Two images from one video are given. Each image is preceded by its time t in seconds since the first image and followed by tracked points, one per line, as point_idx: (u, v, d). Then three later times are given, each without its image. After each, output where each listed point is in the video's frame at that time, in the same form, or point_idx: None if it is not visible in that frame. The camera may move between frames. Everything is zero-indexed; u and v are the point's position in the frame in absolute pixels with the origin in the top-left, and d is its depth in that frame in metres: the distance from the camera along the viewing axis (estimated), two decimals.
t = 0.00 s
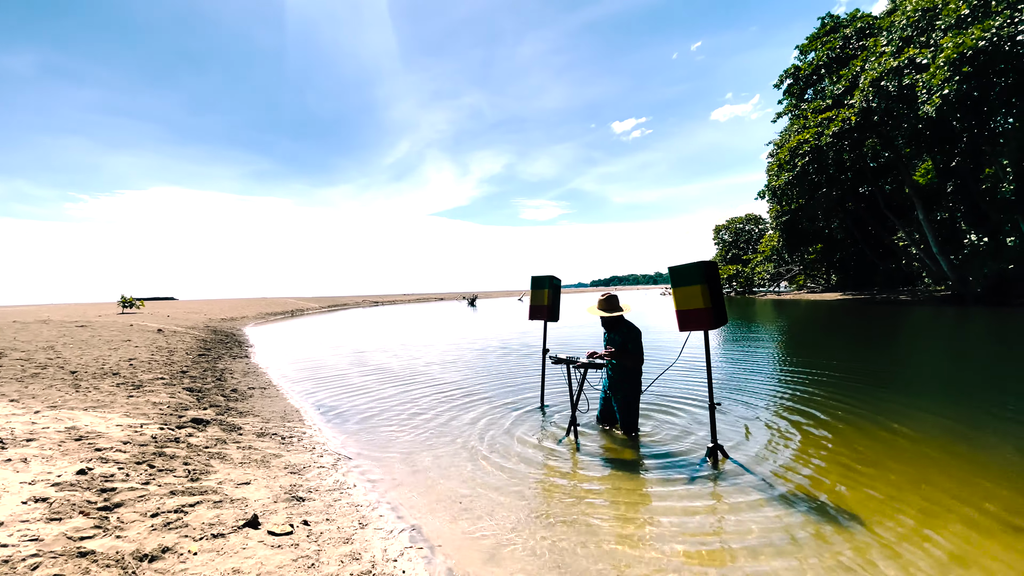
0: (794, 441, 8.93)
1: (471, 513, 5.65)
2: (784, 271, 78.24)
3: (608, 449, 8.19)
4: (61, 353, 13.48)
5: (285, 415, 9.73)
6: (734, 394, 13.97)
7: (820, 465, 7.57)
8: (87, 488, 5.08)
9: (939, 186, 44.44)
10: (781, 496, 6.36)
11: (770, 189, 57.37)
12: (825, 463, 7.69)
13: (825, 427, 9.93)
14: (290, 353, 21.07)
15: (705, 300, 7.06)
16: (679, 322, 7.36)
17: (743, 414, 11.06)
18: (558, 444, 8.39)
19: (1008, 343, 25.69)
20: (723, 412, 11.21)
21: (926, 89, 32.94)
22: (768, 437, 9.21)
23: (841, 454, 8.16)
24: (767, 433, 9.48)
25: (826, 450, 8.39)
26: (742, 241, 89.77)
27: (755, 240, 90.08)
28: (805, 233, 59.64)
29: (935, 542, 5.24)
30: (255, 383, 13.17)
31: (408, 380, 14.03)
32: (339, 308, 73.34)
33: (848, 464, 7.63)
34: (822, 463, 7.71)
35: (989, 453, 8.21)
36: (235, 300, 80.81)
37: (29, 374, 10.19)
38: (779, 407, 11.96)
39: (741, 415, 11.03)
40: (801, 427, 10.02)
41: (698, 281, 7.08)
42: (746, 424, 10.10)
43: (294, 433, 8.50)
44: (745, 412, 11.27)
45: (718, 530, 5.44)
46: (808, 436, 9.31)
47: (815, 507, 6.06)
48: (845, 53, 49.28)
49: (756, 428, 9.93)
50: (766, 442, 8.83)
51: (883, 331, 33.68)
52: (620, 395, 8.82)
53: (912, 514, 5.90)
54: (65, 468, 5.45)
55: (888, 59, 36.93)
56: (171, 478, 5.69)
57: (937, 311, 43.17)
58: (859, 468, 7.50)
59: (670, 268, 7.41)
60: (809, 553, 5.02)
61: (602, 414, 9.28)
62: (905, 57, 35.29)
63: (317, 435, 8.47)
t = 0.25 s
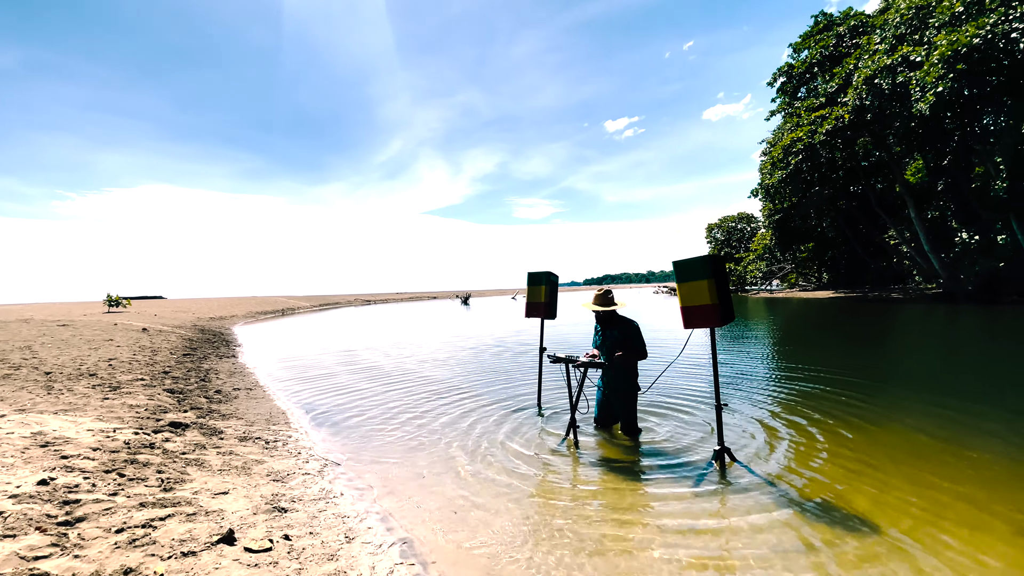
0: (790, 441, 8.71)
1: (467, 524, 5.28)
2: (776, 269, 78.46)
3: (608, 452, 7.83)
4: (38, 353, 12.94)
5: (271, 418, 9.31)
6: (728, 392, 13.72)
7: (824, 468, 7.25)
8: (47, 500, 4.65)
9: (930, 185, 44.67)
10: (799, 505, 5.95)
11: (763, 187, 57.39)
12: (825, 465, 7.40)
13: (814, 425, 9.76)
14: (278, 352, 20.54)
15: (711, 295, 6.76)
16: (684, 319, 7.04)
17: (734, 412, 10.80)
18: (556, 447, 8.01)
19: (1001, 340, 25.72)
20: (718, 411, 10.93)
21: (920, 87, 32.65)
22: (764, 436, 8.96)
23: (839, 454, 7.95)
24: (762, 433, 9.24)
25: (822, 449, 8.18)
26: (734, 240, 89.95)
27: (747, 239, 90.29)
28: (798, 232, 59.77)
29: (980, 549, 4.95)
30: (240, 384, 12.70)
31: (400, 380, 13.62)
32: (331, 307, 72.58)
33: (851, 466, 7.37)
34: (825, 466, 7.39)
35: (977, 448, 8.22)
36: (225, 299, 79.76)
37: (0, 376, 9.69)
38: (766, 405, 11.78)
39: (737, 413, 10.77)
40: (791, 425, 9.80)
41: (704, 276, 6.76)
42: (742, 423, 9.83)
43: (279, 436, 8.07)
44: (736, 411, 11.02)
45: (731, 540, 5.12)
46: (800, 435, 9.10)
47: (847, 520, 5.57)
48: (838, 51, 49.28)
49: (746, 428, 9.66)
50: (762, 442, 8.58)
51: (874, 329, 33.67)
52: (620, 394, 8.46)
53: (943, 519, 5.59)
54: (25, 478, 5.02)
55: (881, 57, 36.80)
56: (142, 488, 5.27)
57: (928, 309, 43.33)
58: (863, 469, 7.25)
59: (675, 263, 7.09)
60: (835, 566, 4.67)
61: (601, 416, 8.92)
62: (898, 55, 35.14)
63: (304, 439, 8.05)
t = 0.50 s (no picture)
0: (783, 437, 8.52)
1: (461, 535, 4.93)
2: (764, 265, 78.98)
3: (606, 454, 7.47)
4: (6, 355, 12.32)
5: (252, 421, 8.84)
6: (718, 388, 13.53)
7: (822, 467, 7.03)
8: None
9: (914, 182, 45.11)
10: (809, 507, 5.66)
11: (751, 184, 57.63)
12: (822, 462, 7.18)
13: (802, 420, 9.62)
14: (262, 352, 19.95)
15: (715, 289, 6.45)
16: (686, 314, 6.72)
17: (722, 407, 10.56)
18: (552, 449, 7.62)
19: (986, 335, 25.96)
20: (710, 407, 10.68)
21: (906, 84, 32.69)
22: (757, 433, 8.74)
23: (833, 450, 7.78)
24: (755, 430, 9.02)
25: (816, 446, 8.00)
26: (722, 237, 90.42)
27: (735, 236, 90.84)
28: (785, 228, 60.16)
29: (995, 548, 4.76)
30: (221, 385, 12.18)
31: (389, 379, 13.19)
32: (318, 306, 71.62)
33: (849, 463, 7.17)
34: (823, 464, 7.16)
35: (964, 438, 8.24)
36: (209, 298, 78.29)
37: None
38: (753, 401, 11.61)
39: (729, 410, 10.53)
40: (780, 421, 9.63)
41: (708, 269, 6.46)
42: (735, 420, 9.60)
43: (260, 441, 7.63)
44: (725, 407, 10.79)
45: (739, 546, 4.84)
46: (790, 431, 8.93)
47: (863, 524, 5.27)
48: (825, 48, 49.53)
49: (735, 425, 9.44)
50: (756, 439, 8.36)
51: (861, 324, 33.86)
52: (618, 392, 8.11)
53: (952, 517, 5.40)
54: None
55: (868, 54, 36.88)
56: (103, 503, 4.82)
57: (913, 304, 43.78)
58: (862, 466, 7.05)
59: (677, 256, 6.76)
60: (853, 574, 4.39)
61: (597, 415, 8.56)
62: (885, 52, 35.19)
63: (286, 444, 7.61)
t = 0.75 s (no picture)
0: (771, 431, 8.39)
1: (453, 548, 4.60)
2: (746, 261, 79.84)
3: (602, 454, 7.20)
4: None
5: (229, 425, 8.35)
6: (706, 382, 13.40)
7: (821, 460, 6.88)
8: None
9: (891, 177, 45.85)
10: (808, 505, 5.47)
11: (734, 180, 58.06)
12: (819, 455, 7.04)
13: (790, 413, 9.54)
14: (242, 352, 19.28)
15: (717, 283, 6.20)
16: (686, 309, 6.49)
17: (710, 402, 10.41)
18: (547, 450, 7.35)
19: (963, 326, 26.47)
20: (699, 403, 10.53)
21: (886, 80, 33.03)
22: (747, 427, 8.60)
23: (822, 443, 7.66)
24: (744, 423, 8.88)
25: (806, 439, 7.88)
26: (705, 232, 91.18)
27: (718, 232, 91.68)
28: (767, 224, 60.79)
29: (991, 542, 4.63)
30: (196, 387, 11.60)
31: (374, 379, 12.73)
32: (300, 304, 70.43)
33: (847, 455, 7.05)
34: (821, 457, 7.02)
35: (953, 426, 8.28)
36: (187, 297, 76.32)
37: None
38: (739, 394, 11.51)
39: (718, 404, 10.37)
40: (768, 414, 9.52)
41: (709, 262, 6.20)
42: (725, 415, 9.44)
43: (236, 447, 7.18)
44: (714, 402, 10.62)
45: (745, 551, 4.60)
46: (780, 424, 8.81)
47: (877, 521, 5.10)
48: (806, 45, 50.03)
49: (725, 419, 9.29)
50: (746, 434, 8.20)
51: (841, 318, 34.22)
52: (614, 391, 7.83)
53: (945, 510, 5.29)
54: None
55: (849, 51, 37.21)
56: (58, 521, 4.37)
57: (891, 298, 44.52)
58: (852, 458, 6.95)
59: (676, 248, 6.48)
60: None
61: (593, 414, 8.33)
62: (866, 48, 35.52)
63: (265, 450, 7.17)
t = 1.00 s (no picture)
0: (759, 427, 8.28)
1: (443, 565, 4.28)
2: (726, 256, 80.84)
3: (597, 455, 6.98)
4: None
5: (200, 432, 7.85)
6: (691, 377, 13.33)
7: (809, 456, 6.80)
8: None
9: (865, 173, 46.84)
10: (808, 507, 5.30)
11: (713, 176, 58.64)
12: (807, 451, 6.96)
13: (776, 407, 9.47)
14: (216, 353, 18.56)
15: (715, 276, 6.01)
16: (682, 303, 6.28)
17: (697, 398, 10.30)
18: (539, 452, 7.08)
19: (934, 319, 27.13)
20: (686, 398, 10.41)
21: (861, 76, 33.54)
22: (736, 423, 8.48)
23: (809, 438, 7.58)
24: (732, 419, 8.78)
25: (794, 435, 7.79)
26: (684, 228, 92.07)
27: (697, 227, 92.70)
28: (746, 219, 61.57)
29: (984, 542, 4.56)
30: (166, 391, 11.01)
31: (355, 380, 12.26)
32: (277, 303, 68.90)
33: (834, 451, 6.99)
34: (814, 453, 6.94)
35: (943, 418, 8.30)
36: (160, 297, 74.06)
37: None
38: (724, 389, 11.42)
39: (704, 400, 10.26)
40: (754, 408, 9.44)
41: (705, 255, 6.00)
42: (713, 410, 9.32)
43: (208, 456, 6.72)
44: (701, 397, 10.51)
45: (748, 560, 4.40)
46: (767, 419, 8.72)
47: (878, 520, 5.01)
48: (783, 42, 50.66)
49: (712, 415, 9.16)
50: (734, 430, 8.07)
51: (819, 312, 34.68)
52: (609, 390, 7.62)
53: (935, 508, 5.22)
54: None
55: (826, 48, 37.73)
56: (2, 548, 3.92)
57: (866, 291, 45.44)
58: (839, 454, 6.88)
59: (671, 241, 6.24)
60: None
61: (586, 413, 8.12)
62: (842, 45, 36.03)
63: (239, 458, 6.73)
